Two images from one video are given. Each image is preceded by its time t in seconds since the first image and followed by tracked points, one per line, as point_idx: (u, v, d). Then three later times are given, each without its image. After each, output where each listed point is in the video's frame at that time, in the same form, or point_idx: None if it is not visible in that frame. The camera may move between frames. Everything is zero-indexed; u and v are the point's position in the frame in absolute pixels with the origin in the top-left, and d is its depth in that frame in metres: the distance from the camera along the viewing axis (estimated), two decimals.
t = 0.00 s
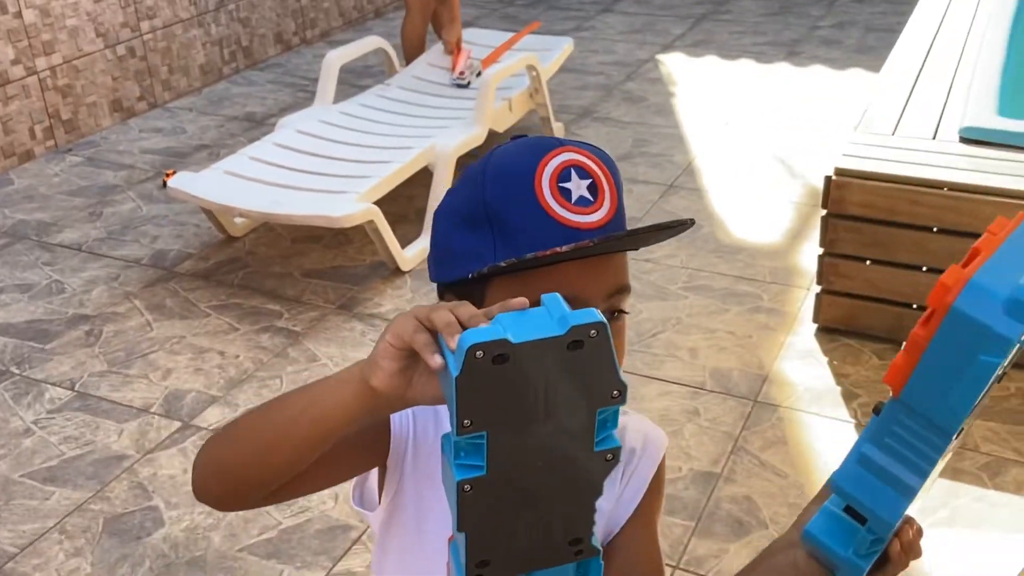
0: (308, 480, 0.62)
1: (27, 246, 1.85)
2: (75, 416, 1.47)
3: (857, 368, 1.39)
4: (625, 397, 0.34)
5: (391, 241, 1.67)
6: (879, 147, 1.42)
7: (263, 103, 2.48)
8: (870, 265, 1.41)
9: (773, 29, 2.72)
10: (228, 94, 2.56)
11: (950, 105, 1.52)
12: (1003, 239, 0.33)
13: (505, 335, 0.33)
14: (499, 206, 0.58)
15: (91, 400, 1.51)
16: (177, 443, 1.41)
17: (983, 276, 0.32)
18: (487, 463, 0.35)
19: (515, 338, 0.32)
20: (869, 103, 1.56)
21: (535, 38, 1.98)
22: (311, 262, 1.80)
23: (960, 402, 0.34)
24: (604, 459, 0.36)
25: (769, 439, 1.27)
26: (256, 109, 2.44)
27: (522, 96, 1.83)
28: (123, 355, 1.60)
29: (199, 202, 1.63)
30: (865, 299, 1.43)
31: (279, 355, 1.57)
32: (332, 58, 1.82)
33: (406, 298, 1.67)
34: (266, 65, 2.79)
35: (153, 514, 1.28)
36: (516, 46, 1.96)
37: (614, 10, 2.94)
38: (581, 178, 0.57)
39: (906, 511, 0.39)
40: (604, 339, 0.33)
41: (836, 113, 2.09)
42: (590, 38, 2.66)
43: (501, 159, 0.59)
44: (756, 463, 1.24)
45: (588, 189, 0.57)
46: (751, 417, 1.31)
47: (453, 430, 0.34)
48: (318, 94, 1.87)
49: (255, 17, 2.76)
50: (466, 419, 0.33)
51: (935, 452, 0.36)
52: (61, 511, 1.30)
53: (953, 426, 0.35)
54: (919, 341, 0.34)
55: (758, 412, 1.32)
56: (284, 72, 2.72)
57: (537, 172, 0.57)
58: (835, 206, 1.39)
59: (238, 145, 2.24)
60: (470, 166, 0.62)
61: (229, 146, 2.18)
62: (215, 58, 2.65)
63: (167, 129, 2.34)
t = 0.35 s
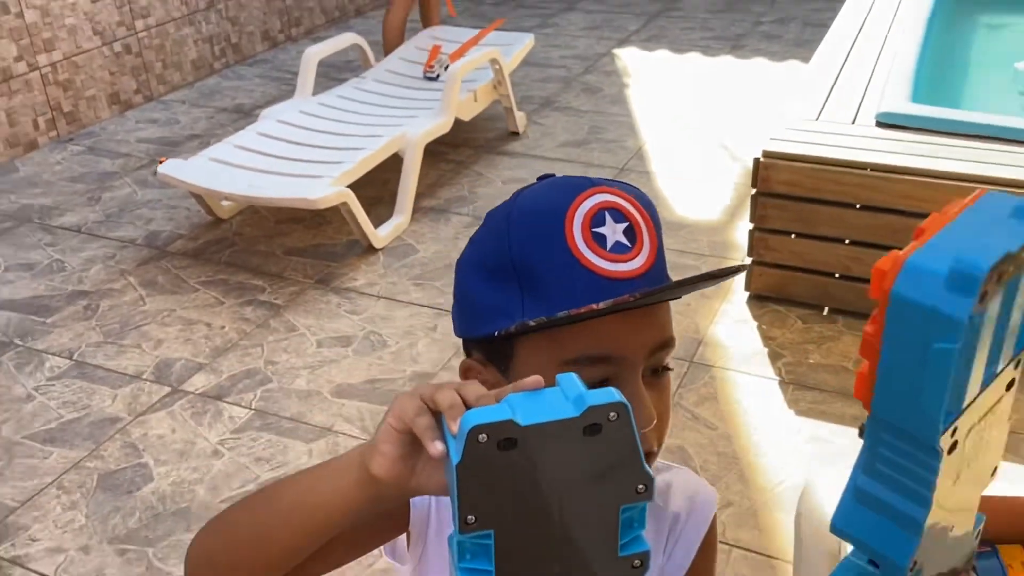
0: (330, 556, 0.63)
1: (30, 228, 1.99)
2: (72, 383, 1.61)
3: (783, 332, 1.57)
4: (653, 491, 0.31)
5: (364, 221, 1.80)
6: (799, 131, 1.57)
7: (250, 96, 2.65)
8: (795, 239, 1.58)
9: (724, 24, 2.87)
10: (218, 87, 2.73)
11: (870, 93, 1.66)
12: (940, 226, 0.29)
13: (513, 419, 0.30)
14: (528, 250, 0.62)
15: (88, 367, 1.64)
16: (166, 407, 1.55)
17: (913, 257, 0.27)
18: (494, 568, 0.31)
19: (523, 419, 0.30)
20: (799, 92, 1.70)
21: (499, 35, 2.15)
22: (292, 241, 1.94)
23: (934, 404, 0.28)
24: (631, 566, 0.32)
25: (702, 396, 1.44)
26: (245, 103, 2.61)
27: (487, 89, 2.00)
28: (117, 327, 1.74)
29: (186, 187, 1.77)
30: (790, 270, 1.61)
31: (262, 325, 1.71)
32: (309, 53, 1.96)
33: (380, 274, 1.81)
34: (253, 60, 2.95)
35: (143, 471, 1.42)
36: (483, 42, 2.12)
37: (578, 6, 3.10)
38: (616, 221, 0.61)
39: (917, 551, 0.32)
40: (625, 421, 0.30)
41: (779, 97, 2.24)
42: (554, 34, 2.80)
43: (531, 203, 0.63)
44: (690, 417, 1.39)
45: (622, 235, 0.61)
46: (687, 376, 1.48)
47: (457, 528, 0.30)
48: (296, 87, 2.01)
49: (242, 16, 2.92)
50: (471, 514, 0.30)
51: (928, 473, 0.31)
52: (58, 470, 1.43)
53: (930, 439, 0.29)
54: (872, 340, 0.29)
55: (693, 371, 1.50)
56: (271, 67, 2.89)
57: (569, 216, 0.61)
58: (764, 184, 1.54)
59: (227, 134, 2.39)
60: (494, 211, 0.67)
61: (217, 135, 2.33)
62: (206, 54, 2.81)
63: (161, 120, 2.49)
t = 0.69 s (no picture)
0: (303, 475, 0.85)
1: (135, 211, 2.65)
2: (165, 324, 2.07)
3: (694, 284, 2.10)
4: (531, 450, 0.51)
5: (381, 204, 2.39)
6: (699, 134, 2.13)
7: (300, 110, 3.43)
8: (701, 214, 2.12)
9: (659, 55, 3.84)
10: (277, 104, 3.53)
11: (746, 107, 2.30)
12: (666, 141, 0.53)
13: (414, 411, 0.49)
14: (463, 245, 0.72)
15: (178, 314, 2.11)
16: (234, 340, 2.00)
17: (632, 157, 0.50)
18: (408, 500, 0.51)
19: (425, 413, 0.48)
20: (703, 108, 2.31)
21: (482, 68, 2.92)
22: (329, 220, 2.55)
23: (649, 267, 0.51)
24: (520, 491, 0.52)
25: (630, 330, 1.95)
26: (295, 115, 3.37)
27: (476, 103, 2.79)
28: (198, 283, 2.25)
29: (251, 178, 2.36)
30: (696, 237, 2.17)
31: (306, 280, 2.25)
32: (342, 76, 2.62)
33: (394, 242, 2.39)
34: (303, 83, 3.79)
35: (217, 387, 1.83)
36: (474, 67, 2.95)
37: (549, 43, 4.14)
38: (539, 232, 0.70)
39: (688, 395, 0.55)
40: (507, 409, 0.49)
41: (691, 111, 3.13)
42: (532, 62, 3.85)
43: (478, 203, 0.72)
44: (620, 345, 1.90)
45: (544, 242, 0.70)
46: (620, 317, 2.00)
47: (377, 481, 0.50)
48: (331, 105, 2.69)
49: (294, 49, 3.73)
50: (388, 473, 0.49)
51: (677, 322, 0.53)
52: (154, 386, 1.84)
53: (667, 290, 0.51)
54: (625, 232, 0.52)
55: (625, 314, 2.02)
56: (316, 88, 3.70)
57: (498, 222, 0.70)
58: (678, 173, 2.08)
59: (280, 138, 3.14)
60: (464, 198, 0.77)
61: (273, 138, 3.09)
62: (267, 79, 3.62)
63: (233, 129, 3.28)
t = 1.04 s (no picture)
0: (289, 445, 0.89)
1: (137, 177, 2.66)
2: (167, 289, 2.09)
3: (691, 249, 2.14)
4: (491, 434, 0.55)
5: (381, 170, 2.39)
6: (700, 99, 2.12)
7: (301, 77, 3.42)
8: (700, 180, 2.14)
9: (662, 20, 3.81)
10: (278, 71, 3.52)
11: (749, 73, 2.28)
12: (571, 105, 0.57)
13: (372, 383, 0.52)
14: (408, 211, 0.74)
15: (180, 279, 2.14)
16: (236, 305, 2.02)
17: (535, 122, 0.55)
18: (366, 474, 0.55)
19: (382, 387, 0.52)
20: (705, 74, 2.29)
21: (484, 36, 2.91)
22: (329, 186, 2.56)
23: (557, 219, 0.56)
24: (482, 479, 0.56)
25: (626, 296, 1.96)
26: (296, 81, 3.37)
27: (476, 70, 2.78)
28: (199, 248, 2.27)
29: (251, 145, 2.36)
30: (695, 203, 2.19)
31: (307, 246, 2.26)
32: (342, 41, 2.59)
33: (394, 209, 2.40)
34: (304, 49, 3.77)
35: (218, 349, 1.86)
36: (476, 33, 2.94)
37: (552, 8, 4.10)
38: (473, 199, 0.70)
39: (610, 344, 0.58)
40: (465, 388, 0.52)
41: (692, 74, 3.12)
42: (534, 28, 3.83)
43: (421, 169, 0.73)
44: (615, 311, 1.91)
45: (476, 210, 0.70)
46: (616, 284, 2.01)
47: (337, 453, 0.54)
48: (332, 71, 2.68)
49: (294, 15, 3.71)
50: (346, 445, 0.54)
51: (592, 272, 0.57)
52: (157, 349, 1.87)
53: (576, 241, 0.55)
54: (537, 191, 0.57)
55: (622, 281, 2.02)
56: (316, 55, 3.69)
57: (436, 188, 0.71)
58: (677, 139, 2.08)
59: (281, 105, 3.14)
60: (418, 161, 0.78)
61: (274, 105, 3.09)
62: (267, 46, 3.61)
63: (234, 96, 3.27)
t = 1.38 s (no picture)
0: (291, 418, 0.89)
1: (151, 148, 2.68)
2: (180, 259, 2.11)
3: (701, 228, 2.13)
4: (497, 408, 0.55)
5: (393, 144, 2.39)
6: (715, 76, 2.10)
7: (315, 50, 3.42)
8: (714, 158, 2.13)
9: None
10: (292, 44, 3.52)
11: (765, 50, 2.26)
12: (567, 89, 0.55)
13: (373, 365, 0.52)
14: (402, 185, 0.70)
15: (193, 249, 2.15)
16: (249, 276, 2.04)
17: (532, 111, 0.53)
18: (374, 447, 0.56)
19: (385, 368, 0.52)
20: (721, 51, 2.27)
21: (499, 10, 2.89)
22: (342, 160, 2.57)
23: (557, 209, 0.54)
24: (490, 451, 0.56)
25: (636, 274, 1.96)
26: (310, 55, 3.36)
27: (490, 45, 2.77)
28: (213, 219, 2.29)
29: (265, 117, 2.37)
30: (708, 182, 2.18)
31: (319, 218, 2.27)
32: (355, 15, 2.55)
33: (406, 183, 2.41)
34: (318, 23, 3.76)
35: (230, 319, 1.88)
36: (490, 7, 2.92)
37: None
38: (467, 166, 0.66)
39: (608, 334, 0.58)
40: (468, 367, 0.52)
41: (708, 51, 3.10)
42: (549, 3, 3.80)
43: (411, 143, 0.69)
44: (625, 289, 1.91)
45: (472, 177, 0.66)
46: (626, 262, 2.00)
47: (342, 431, 0.54)
48: (346, 44, 2.68)
49: None
50: (352, 424, 0.54)
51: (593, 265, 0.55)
52: (170, 318, 1.90)
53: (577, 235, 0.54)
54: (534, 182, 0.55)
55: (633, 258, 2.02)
56: (330, 28, 3.69)
57: (428, 159, 0.67)
58: (691, 117, 2.07)
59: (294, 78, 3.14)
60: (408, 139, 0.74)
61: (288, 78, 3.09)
62: (282, 18, 3.60)
63: (248, 68, 3.28)
